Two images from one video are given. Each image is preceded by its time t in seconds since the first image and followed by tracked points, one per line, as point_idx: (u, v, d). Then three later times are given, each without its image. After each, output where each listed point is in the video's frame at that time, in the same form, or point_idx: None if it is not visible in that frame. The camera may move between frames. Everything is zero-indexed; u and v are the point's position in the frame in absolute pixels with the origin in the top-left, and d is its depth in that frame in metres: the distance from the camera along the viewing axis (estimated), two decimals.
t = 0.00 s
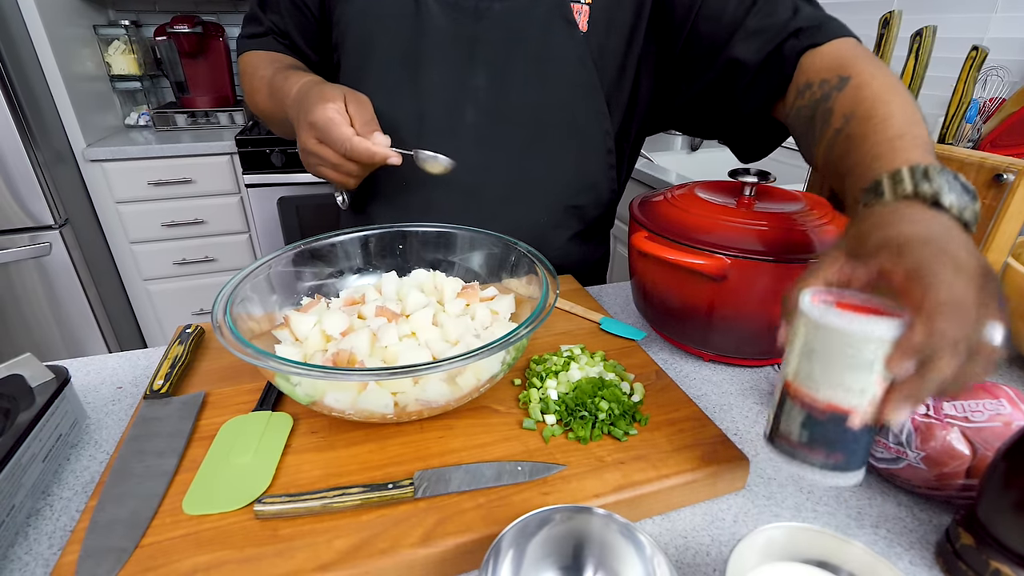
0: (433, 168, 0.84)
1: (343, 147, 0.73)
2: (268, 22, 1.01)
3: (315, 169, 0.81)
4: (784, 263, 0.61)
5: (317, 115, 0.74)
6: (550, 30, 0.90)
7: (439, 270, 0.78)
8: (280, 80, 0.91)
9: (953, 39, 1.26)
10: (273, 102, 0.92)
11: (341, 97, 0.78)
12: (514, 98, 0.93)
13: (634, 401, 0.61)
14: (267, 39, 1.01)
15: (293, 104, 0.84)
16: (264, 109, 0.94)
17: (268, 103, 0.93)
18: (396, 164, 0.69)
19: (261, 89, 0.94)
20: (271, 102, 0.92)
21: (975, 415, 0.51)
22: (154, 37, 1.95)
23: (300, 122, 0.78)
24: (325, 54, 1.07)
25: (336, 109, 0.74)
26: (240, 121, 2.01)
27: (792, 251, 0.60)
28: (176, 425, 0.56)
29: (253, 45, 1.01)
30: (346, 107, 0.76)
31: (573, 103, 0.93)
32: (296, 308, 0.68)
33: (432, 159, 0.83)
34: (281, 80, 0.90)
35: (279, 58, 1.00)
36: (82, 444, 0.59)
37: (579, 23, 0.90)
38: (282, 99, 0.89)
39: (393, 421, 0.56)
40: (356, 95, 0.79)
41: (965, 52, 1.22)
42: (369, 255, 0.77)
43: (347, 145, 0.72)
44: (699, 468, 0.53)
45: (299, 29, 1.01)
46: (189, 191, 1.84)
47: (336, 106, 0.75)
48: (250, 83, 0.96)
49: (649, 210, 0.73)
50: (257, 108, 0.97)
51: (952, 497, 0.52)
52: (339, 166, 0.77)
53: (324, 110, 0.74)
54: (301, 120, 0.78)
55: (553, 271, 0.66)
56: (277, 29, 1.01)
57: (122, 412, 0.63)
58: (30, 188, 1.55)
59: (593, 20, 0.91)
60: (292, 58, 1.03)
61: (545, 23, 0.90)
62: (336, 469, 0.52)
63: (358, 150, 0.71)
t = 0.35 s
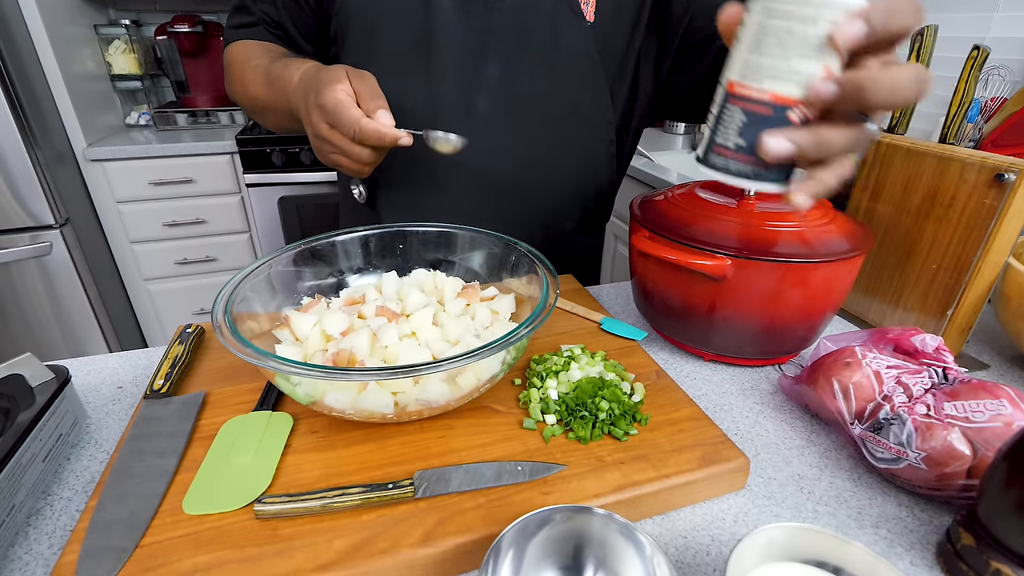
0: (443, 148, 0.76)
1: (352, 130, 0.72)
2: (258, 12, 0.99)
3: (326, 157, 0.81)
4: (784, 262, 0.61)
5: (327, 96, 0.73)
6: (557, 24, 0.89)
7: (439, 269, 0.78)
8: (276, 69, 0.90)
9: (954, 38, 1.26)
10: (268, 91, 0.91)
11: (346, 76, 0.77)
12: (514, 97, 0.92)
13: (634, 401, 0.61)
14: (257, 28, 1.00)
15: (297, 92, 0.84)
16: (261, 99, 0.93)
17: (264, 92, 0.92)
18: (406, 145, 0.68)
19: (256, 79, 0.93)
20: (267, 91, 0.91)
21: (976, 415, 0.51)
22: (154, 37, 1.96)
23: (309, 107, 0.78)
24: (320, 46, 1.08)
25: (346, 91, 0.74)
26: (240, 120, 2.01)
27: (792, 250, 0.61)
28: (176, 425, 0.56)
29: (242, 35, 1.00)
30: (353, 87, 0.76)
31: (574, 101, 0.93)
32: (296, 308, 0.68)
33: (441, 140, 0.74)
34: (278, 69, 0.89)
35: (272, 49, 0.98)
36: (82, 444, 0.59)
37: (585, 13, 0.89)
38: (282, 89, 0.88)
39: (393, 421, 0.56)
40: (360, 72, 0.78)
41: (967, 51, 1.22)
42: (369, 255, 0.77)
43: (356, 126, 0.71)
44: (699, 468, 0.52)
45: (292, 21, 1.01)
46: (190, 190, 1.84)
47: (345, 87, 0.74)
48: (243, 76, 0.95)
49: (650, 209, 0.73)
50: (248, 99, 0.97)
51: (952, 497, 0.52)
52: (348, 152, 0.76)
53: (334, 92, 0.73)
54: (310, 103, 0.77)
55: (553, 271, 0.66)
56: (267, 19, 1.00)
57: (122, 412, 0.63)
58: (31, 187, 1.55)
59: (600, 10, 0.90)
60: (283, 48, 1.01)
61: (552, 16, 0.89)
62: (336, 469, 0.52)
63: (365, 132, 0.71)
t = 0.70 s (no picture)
0: (430, 157, 0.74)
1: (319, 119, 0.62)
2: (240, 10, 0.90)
3: (276, 142, 0.69)
4: (786, 264, 0.61)
5: (290, 75, 0.62)
6: (559, 23, 0.89)
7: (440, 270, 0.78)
8: (238, 43, 0.75)
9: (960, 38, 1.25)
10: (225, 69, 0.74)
11: (317, 54, 0.65)
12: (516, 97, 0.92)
13: (637, 403, 0.60)
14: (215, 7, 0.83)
15: (253, 64, 0.71)
16: (211, 76, 0.74)
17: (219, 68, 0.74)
18: (382, 144, 0.59)
19: (210, 55, 0.76)
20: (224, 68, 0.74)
21: (981, 418, 0.51)
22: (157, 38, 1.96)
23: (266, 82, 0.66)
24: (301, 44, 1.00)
25: (314, 71, 0.63)
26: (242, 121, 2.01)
27: (794, 253, 0.61)
28: (177, 427, 0.56)
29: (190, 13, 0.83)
30: (324, 66, 0.64)
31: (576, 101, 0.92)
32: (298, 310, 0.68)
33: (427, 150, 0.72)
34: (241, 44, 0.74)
35: (235, 30, 0.83)
36: (84, 446, 0.59)
37: None
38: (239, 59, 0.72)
39: (395, 424, 0.56)
40: (334, 53, 0.67)
41: (970, 51, 1.22)
42: (370, 256, 0.77)
43: (325, 115, 0.61)
44: (702, 471, 0.52)
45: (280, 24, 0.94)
46: (191, 191, 1.85)
47: (313, 67, 0.63)
48: (191, 52, 0.78)
49: (652, 211, 0.73)
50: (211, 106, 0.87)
51: (957, 501, 0.52)
52: (307, 144, 0.65)
53: (300, 71, 0.62)
54: (268, 79, 0.65)
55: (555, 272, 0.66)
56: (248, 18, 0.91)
57: (124, 414, 0.63)
58: (33, 188, 1.54)
59: None
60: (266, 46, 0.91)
61: (555, 17, 0.88)
62: (337, 472, 0.51)
63: (336, 124, 0.61)
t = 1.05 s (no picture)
0: (439, 188, 0.67)
1: (326, 156, 0.52)
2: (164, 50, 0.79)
3: (270, 189, 0.57)
4: (790, 264, 0.60)
5: (282, 111, 0.51)
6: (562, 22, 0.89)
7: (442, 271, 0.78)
8: (183, 85, 0.62)
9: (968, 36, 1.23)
10: (171, 120, 0.61)
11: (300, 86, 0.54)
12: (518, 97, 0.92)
13: (640, 405, 0.60)
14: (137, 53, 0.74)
15: (213, 108, 0.57)
16: (152, 128, 0.62)
17: (161, 119, 0.61)
18: (394, 177, 0.53)
19: (148, 107, 0.62)
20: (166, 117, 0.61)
21: (991, 422, 0.50)
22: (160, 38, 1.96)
23: (247, 124, 0.53)
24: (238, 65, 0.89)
25: (307, 105, 0.52)
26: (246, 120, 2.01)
27: (798, 254, 0.60)
28: (180, 428, 0.56)
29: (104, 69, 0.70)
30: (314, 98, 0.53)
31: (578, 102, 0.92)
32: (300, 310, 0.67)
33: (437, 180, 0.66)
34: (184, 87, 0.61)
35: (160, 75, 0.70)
36: (87, 446, 0.59)
37: None
38: (191, 106, 0.59)
39: (397, 426, 0.56)
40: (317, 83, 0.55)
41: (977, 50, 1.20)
42: (372, 257, 0.77)
43: (334, 149, 0.52)
44: (707, 474, 0.52)
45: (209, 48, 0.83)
46: (193, 191, 1.86)
47: (306, 100, 0.52)
48: (118, 110, 0.64)
49: (657, 211, 0.72)
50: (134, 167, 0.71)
51: (965, 505, 0.51)
52: (312, 185, 0.55)
53: (291, 105, 0.51)
54: (251, 117, 0.53)
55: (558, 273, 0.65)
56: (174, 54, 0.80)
57: (127, 414, 0.63)
58: (37, 188, 1.54)
59: None
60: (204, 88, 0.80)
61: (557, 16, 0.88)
62: (339, 473, 0.51)
63: (346, 159, 0.52)
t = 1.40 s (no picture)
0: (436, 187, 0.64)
1: (318, 164, 0.51)
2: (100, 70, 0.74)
3: (260, 203, 0.55)
4: (804, 264, 0.59)
5: (263, 119, 0.49)
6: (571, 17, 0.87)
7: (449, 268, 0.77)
8: (135, 106, 0.57)
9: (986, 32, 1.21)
10: (126, 146, 0.56)
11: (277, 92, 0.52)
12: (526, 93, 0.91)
13: (650, 407, 0.59)
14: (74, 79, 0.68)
15: (179, 127, 0.53)
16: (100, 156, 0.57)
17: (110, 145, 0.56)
18: (388, 179, 0.52)
19: (95, 134, 0.57)
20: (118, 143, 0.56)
21: (1012, 428, 0.48)
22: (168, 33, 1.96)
23: (224, 138, 0.51)
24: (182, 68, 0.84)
25: (286, 110, 0.50)
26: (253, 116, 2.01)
27: (812, 253, 0.59)
28: (183, 425, 0.55)
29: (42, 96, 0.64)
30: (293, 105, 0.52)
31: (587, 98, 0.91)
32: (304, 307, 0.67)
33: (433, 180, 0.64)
34: (132, 108, 0.56)
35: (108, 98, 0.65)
36: (91, 442, 0.58)
37: None
38: (151, 128, 0.54)
39: (402, 425, 0.55)
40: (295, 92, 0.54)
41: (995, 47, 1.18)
42: (378, 254, 0.76)
43: (325, 156, 0.51)
44: (719, 479, 0.51)
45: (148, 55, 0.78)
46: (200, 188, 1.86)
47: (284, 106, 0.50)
48: (62, 143, 0.59)
49: (667, 209, 0.71)
50: (84, 201, 0.65)
51: (985, 513, 0.50)
52: (306, 195, 0.54)
53: (271, 112, 0.49)
54: (229, 130, 0.50)
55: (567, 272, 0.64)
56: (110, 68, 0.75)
57: (131, 410, 0.63)
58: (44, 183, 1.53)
59: None
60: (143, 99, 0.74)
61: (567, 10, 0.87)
62: (344, 473, 0.50)
63: (337, 164, 0.51)
